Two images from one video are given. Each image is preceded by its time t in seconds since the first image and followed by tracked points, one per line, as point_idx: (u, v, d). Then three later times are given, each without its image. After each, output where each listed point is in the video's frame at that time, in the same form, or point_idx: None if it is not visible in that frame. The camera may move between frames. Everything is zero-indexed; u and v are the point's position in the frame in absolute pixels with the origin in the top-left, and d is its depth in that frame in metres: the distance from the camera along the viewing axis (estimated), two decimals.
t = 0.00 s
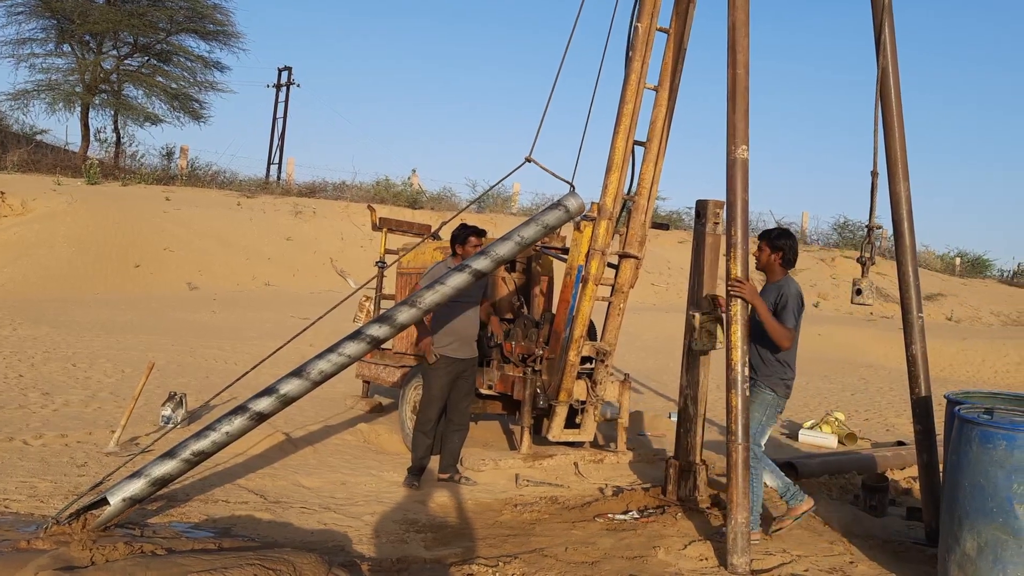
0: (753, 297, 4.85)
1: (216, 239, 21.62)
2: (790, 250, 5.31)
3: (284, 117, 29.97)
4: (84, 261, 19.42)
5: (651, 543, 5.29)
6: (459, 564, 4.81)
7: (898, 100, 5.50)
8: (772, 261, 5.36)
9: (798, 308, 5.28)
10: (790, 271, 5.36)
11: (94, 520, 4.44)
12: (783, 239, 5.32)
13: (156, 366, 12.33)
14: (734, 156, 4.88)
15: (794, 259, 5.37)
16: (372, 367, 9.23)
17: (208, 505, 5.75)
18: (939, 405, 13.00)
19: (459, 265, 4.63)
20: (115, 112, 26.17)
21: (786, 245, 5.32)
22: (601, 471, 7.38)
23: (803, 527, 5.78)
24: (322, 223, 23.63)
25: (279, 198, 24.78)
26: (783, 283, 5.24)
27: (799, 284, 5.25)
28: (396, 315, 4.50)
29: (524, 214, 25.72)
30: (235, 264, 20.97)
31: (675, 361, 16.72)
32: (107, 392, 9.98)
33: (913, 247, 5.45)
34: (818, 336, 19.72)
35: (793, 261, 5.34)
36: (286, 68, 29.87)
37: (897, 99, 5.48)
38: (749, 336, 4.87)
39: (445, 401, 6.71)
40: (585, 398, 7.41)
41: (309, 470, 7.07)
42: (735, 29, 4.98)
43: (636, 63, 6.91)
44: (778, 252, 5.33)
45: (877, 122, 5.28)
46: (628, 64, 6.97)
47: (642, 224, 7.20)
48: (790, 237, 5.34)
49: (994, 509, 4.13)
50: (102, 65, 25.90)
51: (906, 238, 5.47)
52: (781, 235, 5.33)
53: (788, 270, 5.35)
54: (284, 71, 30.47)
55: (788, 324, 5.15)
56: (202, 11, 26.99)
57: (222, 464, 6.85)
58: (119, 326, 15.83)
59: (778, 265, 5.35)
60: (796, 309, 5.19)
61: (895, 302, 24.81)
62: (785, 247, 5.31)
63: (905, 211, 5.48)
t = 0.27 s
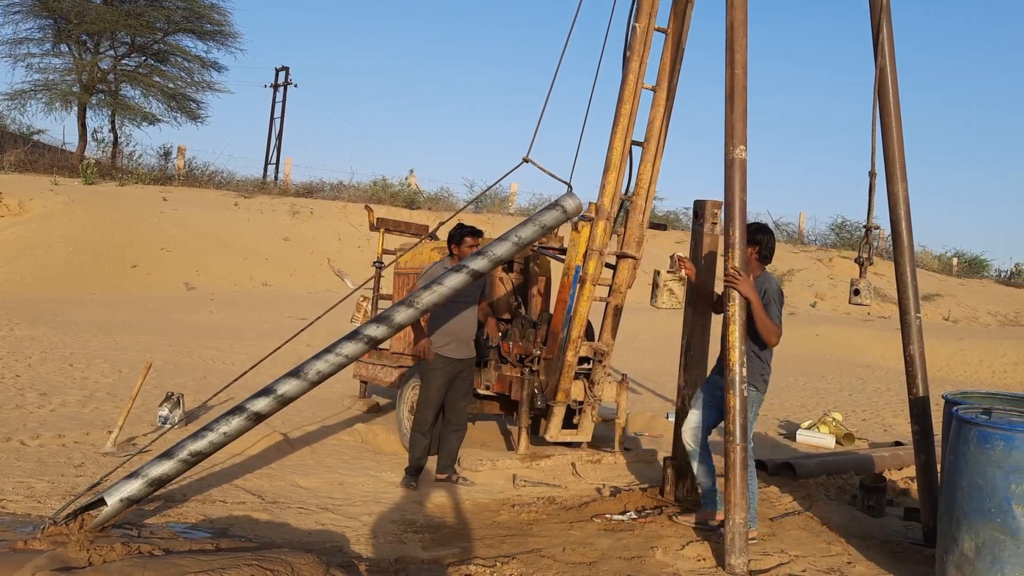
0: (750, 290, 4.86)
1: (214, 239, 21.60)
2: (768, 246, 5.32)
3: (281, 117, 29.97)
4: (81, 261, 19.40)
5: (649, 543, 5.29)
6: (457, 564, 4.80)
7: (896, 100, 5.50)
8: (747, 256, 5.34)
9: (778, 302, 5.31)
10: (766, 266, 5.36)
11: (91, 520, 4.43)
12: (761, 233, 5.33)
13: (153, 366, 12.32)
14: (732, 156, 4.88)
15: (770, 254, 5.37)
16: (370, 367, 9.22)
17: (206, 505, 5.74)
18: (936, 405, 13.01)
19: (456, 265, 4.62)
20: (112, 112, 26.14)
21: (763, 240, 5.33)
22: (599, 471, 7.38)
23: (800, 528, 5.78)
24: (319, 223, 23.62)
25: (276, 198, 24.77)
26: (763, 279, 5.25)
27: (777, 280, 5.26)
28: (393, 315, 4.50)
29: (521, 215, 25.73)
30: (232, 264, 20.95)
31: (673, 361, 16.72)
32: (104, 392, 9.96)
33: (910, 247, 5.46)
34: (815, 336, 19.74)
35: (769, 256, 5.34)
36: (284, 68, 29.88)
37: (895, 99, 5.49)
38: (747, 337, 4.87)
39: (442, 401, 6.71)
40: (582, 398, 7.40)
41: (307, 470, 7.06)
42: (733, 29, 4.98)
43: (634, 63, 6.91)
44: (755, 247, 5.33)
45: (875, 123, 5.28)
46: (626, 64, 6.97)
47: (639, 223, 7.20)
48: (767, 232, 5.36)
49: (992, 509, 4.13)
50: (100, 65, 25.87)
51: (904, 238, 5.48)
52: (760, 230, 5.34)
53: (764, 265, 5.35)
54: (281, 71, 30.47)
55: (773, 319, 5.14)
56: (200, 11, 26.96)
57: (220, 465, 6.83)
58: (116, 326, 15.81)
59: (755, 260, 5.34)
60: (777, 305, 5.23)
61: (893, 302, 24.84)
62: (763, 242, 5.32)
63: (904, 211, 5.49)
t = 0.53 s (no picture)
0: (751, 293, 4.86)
1: (213, 239, 21.60)
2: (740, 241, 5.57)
3: (281, 117, 29.98)
4: (81, 261, 19.39)
5: (649, 543, 5.28)
6: (456, 564, 4.80)
7: (896, 101, 5.50)
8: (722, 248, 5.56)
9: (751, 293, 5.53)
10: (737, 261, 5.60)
11: (90, 520, 4.42)
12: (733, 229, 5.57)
13: (152, 366, 12.31)
14: (732, 156, 4.88)
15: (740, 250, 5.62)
16: (368, 367, 9.21)
17: (205, 505, 5.73)
18: (935, 405, 13.01)
19: (455, 265, 4.62)
20: (112, 113, 26.13)
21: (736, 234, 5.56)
22: (598, 472, 7.38)
23: (800, 528, 5.78)
24: (318, 223, 23.61)
25: (276, 198, 24.77)
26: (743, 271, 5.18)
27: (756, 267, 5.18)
28: (392, 315, 4.49)
29: (521, 215, 25.74)
30: (231, 264, 20.93)
31: (672, 361, 16.72)
32: (103, 392, 9.95)
33: (910, 247, 5.45)
34: (814, 336, 19.74)
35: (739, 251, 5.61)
36: (283, 68, 29.92)
37: (894, 100, 5.49)
38: (747, 338, 4.86)
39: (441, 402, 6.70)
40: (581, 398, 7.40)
41: (306, 470, 7.05)
42: (732, 29, 4.98)
43: (633, 63, 6.90)
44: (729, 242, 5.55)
45: (875, 123, 5.28)
46: (625, 65, 6.96)
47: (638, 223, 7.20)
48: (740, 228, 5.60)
49: (992, 510, 4.12)
50: (99, 66, 25.87)
51: (904, 238, 5.47)
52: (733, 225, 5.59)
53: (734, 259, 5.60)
54: (281, 71, 30.50)
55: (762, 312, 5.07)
56: (199, 11, 26.94)
57: (219, 465, 6.83)
58: (116, 326, 15.80)
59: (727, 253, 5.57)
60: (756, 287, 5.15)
61: (892, 302, 24.85)
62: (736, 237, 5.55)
63: (904, 211, 5.48)
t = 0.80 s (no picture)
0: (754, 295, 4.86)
1: (213, 239, 21.59)
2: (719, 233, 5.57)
3: (281, 117, 29.98)
4: (81, 261, 19.38)
5: (649, 544, 5.28)
6: (455, 565, 4.79)
7: (896, 101, 5.50)
8: (701, 242, 5.59)
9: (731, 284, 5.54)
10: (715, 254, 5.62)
11: (89, 521, 4.42)
12: (713, 221, 5.57)
13: (152, 367, 12.30)
14: (732, 156, 4.88)
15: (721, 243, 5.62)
16: (368, 368, 9.20)
17: (205, 506, 5.72)
18: (935, 406, 13.00)
19: (455, 266, 4.62)
20: (112, 113, 26.12)
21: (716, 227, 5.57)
22: (598, 472, 7.37)
23: (800, 529, 5.77)
24: (318, 223, 23.60)
25: (275, 199, 24.76)
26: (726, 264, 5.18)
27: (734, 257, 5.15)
28: (392, 316, 4.49)
29: (521, 215, 25.74)
30: (231, 264, 20.93)
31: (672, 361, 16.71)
32: (103, 392, 9.95)
33: (910, 248, 5.45)
34: (814, 336, 19.74)
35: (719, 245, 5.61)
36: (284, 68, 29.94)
37: (894, 100, 5.49)
38: (747, 339, 4.85)
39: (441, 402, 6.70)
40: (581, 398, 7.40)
41: (306, 471, 7.05)
42: (732, 30, 4.97)
43: (633, 64, 6.90)
44: (708, 235, 5.57)
45: (875, 124, 5.27)
46: (625, 65, 6.96)
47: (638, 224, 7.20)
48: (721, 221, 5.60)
49: (992, 510, 4.12)
50: (99, 66, 25.87)
51: (904, 239, 5.46)
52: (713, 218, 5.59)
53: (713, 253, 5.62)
54: (281, 72, 30.50)
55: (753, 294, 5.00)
56: (200, 12, 26.95)
57: (218, 465, 6.82)
58: (116, 326, 15.79)
59: (705, 246, 5.60)
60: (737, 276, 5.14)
61: (892, 302, 24.84)
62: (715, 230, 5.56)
63: (904, 212, 5.48)
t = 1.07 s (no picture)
0: (753, 295, 4.86)
1: (213, 239, 21.59)
2: (707, 235, 5.50)
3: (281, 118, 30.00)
4: (81, 261, 19.39)
5: (649, 545, 5.27)
6: (456, 566, 4.79)
7: (896, 102, 5.49)
8: (688, 243, 5.53)
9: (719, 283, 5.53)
10: (702, 254, 5.59)
11: (89, 521, 4.42)
12: (701, 223, 5.50)
13: (152, 367, 12.30)
14: (732, 157, 4.87)
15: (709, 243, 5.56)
16: (368, 368, 9.20)
17: (205, 506, 5.72)
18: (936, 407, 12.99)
19: (455, 267, 4.61)
20: (112, 113, 26.12)
21: (704, 230, 5.49)
22: (598, 473, 7.37)
23: (800, 530, 5.77)
24: (318, 223, 23.60)
25: (276, 199, 24.76)
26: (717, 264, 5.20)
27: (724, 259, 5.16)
28: (393, 316, 4.49)
29: (521, 215, 25.74)
30: (232, 264, 20.93)
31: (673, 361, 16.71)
32: (103, 393, 9.95)
33: (910, 248, 5.45)
34: (815, 337, 19.74)
35: (707, 245, 5.55)
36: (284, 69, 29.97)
37: (895, 100, 5.49)
38: (747, 340, 4.84)
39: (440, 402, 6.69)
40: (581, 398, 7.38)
41: (306, 471, 7.05)
42: (733, 30, 4.97)
43: (633, 64, 6.90)
44: (696, 237, 5.51)
45: (875, 124, 5.28)
46: (625, 66, 6.96)
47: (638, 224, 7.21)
48: (709, 222, 5.52)
49: (993, 512, 4.12)
50: (100, 66, 25.88)
51: (904, 240, 5.46)
52: (701, 219, 5.51)
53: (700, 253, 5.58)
54: (281, 72, 30.53)
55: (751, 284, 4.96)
56: (200, 12, 26.95)
57: (219, 466, 6.82)
58: (116, 327, 15.79)
59: (693, 247, 5.55)
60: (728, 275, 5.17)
61: (892, 303, 24.85)
62: (703, 232, 5.49)
63: (904, 212, 5.48)
